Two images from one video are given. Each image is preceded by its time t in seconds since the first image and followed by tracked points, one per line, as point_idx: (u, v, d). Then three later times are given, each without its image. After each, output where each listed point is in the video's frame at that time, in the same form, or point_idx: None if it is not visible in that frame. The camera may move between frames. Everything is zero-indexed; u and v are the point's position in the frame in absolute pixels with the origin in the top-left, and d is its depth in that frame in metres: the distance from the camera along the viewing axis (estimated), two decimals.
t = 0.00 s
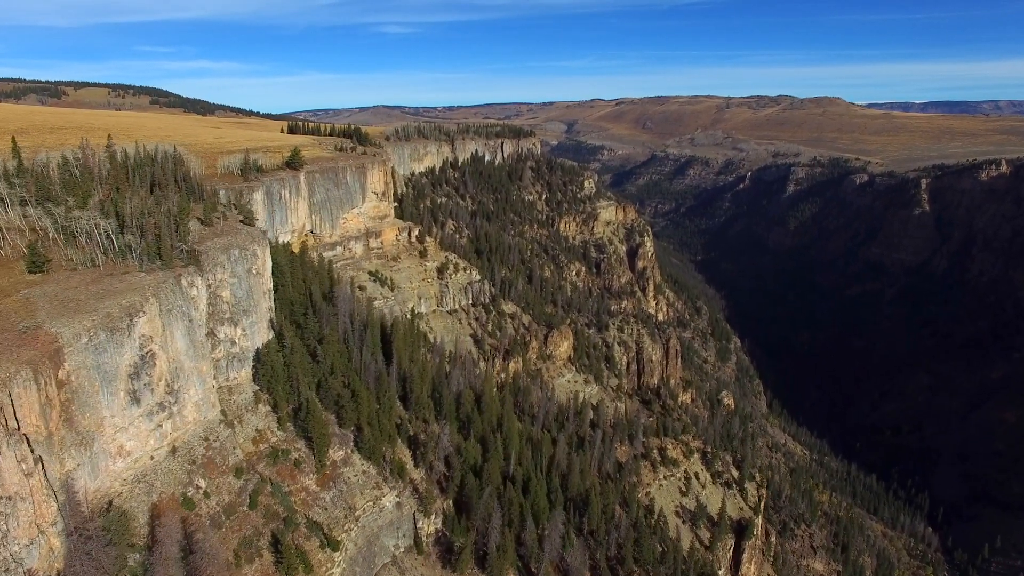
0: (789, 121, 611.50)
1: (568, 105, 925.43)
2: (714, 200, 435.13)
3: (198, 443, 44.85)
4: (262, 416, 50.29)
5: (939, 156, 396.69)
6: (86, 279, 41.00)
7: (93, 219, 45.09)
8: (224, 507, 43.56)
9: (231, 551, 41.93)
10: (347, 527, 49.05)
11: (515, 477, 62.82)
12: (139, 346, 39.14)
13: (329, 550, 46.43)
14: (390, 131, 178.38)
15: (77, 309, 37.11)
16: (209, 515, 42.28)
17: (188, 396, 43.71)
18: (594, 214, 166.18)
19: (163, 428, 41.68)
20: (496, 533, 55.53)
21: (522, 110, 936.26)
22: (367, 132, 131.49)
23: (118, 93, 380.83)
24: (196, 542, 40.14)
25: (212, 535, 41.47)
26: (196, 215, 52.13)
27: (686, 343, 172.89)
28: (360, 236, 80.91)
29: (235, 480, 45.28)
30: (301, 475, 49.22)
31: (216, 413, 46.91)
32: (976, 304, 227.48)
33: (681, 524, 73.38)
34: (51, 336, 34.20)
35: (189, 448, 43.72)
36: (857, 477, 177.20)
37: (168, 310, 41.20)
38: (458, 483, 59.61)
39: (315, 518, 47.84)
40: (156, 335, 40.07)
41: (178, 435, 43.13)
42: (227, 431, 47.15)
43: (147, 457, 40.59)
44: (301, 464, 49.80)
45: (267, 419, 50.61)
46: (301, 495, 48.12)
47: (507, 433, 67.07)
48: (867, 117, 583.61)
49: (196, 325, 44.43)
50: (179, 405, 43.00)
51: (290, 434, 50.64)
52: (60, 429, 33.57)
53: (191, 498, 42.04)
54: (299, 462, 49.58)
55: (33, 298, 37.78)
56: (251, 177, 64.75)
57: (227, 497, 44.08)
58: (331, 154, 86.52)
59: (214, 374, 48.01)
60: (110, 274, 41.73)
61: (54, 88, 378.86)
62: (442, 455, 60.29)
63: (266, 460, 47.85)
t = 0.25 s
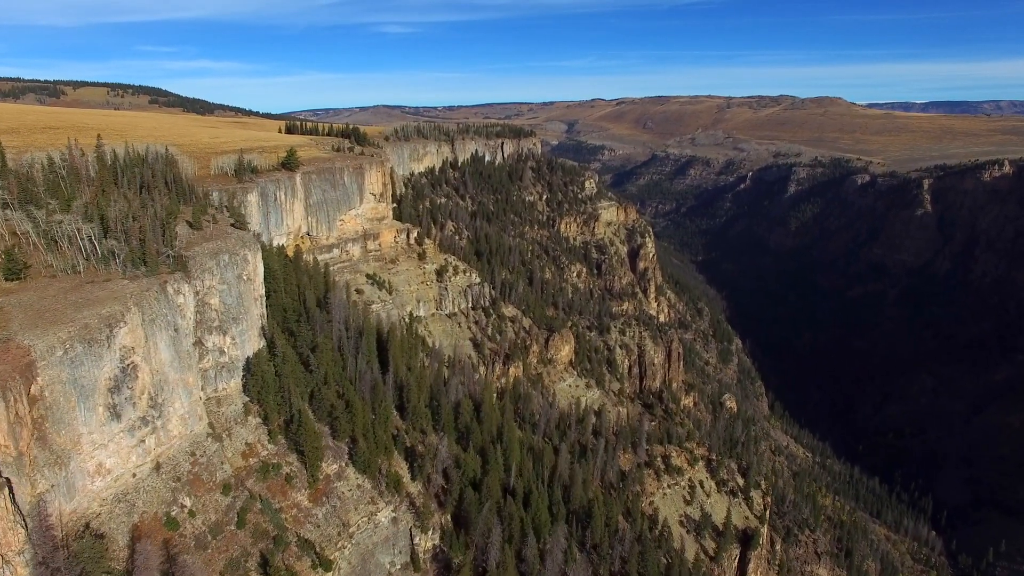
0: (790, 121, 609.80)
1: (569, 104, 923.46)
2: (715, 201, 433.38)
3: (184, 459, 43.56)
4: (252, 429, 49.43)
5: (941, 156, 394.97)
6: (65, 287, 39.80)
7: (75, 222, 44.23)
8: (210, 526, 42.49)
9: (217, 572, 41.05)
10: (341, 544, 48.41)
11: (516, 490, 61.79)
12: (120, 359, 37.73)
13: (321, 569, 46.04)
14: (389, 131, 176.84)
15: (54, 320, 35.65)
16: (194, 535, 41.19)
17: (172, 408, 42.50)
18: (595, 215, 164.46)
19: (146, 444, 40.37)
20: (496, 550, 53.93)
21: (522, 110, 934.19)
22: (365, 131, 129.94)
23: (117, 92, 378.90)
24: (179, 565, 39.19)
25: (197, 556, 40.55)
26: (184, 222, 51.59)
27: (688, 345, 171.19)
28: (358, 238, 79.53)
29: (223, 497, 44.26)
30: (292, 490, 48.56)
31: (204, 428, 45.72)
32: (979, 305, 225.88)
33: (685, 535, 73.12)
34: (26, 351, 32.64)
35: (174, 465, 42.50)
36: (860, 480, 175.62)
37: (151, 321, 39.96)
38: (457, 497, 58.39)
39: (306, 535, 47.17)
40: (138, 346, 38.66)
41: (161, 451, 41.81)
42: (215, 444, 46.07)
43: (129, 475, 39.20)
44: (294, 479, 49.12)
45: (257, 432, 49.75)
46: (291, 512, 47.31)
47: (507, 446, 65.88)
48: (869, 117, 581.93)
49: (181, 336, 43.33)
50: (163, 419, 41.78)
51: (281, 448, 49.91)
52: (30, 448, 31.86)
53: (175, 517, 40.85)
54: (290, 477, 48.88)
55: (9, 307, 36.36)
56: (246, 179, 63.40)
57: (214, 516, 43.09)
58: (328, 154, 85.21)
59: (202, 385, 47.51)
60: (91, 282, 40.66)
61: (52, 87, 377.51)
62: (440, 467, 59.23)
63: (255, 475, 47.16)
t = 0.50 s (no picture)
0: (792, 121, 608.14)
1: (569, 104, 921.95)
2: (716, 201, 431.81)
3: (169, 476, 42.16)
4: (241, 443, 48.03)
5: (943, 156, 393.32)
6: (44, 296, 38.87)
7: (56, 227, 43.22)
8: (196, 548, 41.09)
9: None
10: (334, 564, 47.20)
11: (517, 505, 60.46)
12: (100, 373, 36.35)
13: None
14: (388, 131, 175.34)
15: (28, 333, 34.40)
16: (177, 558, 39.72)
17: (156, 423, 41.07)
18: (596, 216, 162.72)
19: (128, 461, 38.99)
20: (496, 568, 52.72)
21: (523, 110, 932.61)
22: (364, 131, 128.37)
23: (116, 92, 377.71)
24: None
25: None
26: (172, 225, 50.46)
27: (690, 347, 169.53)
28: (356, 240, 78.10)
29: (209, 516, 42.91)
30: (282, 508, 47.14)
31: (191, 444, 44.35)
32: (983, 307, 224.00)
33: (690, 546, 72.43)
34: None
35: (159, 483, 41.10)
36: (863, 483, 173.91)
37: (133, 331, 38.65)
38: (456, 513, 56.88)
39: (296, 554, 45.86)
40: (120, 358, 37.34)
41: (144, 469, 40.43)
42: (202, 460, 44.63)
43: (109, 494, 37.84)
44: (286, 497, 47.75)
45: (247, 446, 48.30)
46: (282, 530, 46.08)
47: (509, 459, 64.25)
48: (870, 117, 580.27)
49: (166, 348, 41.92)
50: (146, 435, 40.29)
51: (272, 463, 48.49)
52: None
53: (158, 538, 39.35)
54: (281, 494, 47.53)
55: None
56: (239, 181, 62.11)
57: (200, 536, 41.62)
58: (325, 155, 83.90)
59: (190, 398, 46.16)
60: (70, 290, 39.66)
61: (51, 87, 376.82)
62: (438, 481, 57.85)
63: (246, 492, 45.82)
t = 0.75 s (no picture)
0: (793, 121, 606.32)
1: (570, 105, 920.11)
2: (718, 202, 430.07)
3: (154, 495, 40.73)
4: (231, 458, 46.52)
5: (945, 157, 391.65)
6: (21, 305, 38.03)
7: (35, 233, 42.26)
8: (180, 571, 39.76)
9: None
10: None
11: (519, 520, 59.16)
12: (77, 388, 34.88)
13: None
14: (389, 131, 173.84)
15: None
16: None
17: (139, 439, 39.64)
18: (598, 217, 161.03)
19: (108, 480, 37.60)
20: None
21: (524, 110, 931.19)
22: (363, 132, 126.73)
23: (115, 92, 375.94)
24: None
25: None
26: (159, 230, 49.66)
27: (692, 349, 167.83)
28: (354, 243, 76.80)
29: (196, 537, 41.49)
30: (274, 527, 45.67)
31: (177, 461, 43.01)
32: (988, 309, 222.30)
33: (696, 557, 71.96)
34: None
35: (142, 502, 39.75)
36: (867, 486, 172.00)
37: (114, 343, 37.32)
38: (455, 530, 55.53)
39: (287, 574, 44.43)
40: (98, 372, 35.86)
41: (127, 488, 39.06)
42: (189, 476, 43.28)
43: (88, 516, 36.47)
44: (278, 516, 46.28)
45: (237, 460, 46.84)
46: (274, 550, 44.70)
47: (511, 472, 62.70)
48: (872, 117, 578.26)
49: (149, 360, 40.43)
50: (128, 452, 38.84)
51: (263, 479, 47.07)
52: None
53: (139, 562, 37.96)
54: (272, 512, 45.95)
55: None
56: (234, 183, 60.80)
57: (185, 559, 40.28)
58: (324, 156, 82.42)
59: (177, 411, 44.96)
60: (48, 299, 38.90)
61: (51, 87, 375.90)
62: (438, 495, 56.49)
63: (235, 509, 44.39)
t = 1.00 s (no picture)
0: (796, 121, 604.06)
1: (572, 105, 918.09)
2: (720, 202, 428.20)
3: (137, 516, 39.33)
4: (220, 474, 45.37)
5: (949, 157, 389.40)
6: None
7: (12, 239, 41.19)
8: None
9: None
10: None
11: (521, 535, 57.51)
12: (53, 405, 33.42)
13: None
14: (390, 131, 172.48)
15: None
16: None
17: (121, 457, 38.21)
18: (600, 217, 159.42)
19: (88, 501, 36.15)
20: None
21: (526, 110, 929.70)
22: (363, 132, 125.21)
23: (116, 92, 374.69)
24: None
25: None
26: (147, 236, 48.58)
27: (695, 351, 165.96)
28: (352, 245, 75.70)
29: (181, 560, 40.20)
30: (264, 546, 44.47)
31: (163, 479, 41.66)
32: (993, 310, 220.30)
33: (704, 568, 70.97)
34: None
35: (125, 523, 38.38)
36: (871, 489, 170.10)
37: (94, 356, 35.84)
38: (454, 548, 53.71)
39: None
40: (76, 387, 34.38)
41: (108, 508, 37.60)
42: (176, 494, 42.05)
43: (65, 538, 34.99)
44: (268, 537, 44.96)
45: (227, 477, 45.73)
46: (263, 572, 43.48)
47: (513, 485, 60.97)
48: (874, 117, 575.96)
49: (131, 373, 39.00)
50: (108, 471, 37.37)
51: (254, 496, 45.81)
52: None
53: None
54: (263, 531, 44.70)
55: None
56: (229, 185, 60.09)
57: None
58: (321, 156, 81.00)
59: (163, 425, 43.70)
60: (26, 309, 37.75)
61: (52, 86, 375.17)
62: (437, 511, 55.04)
63: (223, 529, 43.11)
